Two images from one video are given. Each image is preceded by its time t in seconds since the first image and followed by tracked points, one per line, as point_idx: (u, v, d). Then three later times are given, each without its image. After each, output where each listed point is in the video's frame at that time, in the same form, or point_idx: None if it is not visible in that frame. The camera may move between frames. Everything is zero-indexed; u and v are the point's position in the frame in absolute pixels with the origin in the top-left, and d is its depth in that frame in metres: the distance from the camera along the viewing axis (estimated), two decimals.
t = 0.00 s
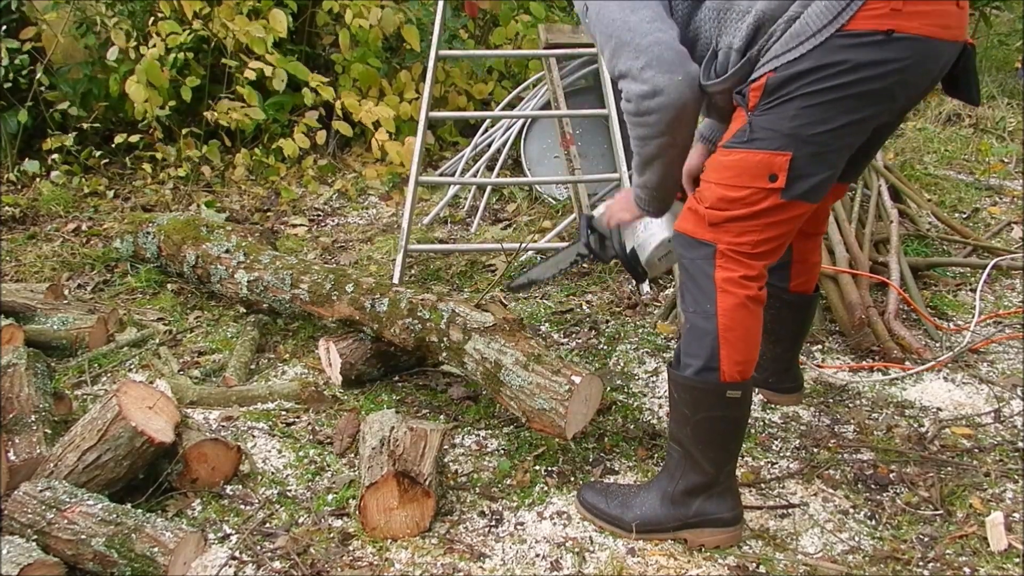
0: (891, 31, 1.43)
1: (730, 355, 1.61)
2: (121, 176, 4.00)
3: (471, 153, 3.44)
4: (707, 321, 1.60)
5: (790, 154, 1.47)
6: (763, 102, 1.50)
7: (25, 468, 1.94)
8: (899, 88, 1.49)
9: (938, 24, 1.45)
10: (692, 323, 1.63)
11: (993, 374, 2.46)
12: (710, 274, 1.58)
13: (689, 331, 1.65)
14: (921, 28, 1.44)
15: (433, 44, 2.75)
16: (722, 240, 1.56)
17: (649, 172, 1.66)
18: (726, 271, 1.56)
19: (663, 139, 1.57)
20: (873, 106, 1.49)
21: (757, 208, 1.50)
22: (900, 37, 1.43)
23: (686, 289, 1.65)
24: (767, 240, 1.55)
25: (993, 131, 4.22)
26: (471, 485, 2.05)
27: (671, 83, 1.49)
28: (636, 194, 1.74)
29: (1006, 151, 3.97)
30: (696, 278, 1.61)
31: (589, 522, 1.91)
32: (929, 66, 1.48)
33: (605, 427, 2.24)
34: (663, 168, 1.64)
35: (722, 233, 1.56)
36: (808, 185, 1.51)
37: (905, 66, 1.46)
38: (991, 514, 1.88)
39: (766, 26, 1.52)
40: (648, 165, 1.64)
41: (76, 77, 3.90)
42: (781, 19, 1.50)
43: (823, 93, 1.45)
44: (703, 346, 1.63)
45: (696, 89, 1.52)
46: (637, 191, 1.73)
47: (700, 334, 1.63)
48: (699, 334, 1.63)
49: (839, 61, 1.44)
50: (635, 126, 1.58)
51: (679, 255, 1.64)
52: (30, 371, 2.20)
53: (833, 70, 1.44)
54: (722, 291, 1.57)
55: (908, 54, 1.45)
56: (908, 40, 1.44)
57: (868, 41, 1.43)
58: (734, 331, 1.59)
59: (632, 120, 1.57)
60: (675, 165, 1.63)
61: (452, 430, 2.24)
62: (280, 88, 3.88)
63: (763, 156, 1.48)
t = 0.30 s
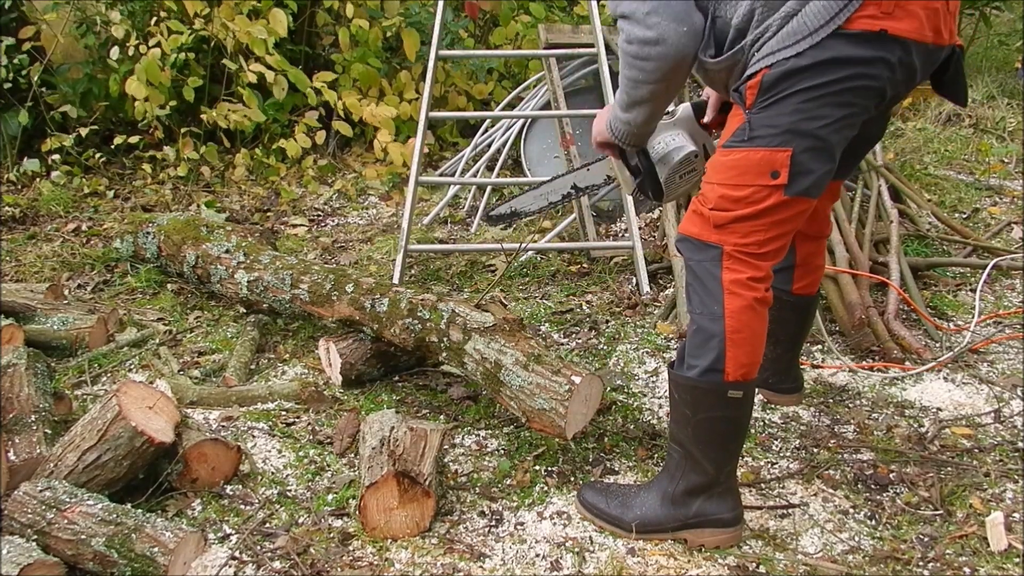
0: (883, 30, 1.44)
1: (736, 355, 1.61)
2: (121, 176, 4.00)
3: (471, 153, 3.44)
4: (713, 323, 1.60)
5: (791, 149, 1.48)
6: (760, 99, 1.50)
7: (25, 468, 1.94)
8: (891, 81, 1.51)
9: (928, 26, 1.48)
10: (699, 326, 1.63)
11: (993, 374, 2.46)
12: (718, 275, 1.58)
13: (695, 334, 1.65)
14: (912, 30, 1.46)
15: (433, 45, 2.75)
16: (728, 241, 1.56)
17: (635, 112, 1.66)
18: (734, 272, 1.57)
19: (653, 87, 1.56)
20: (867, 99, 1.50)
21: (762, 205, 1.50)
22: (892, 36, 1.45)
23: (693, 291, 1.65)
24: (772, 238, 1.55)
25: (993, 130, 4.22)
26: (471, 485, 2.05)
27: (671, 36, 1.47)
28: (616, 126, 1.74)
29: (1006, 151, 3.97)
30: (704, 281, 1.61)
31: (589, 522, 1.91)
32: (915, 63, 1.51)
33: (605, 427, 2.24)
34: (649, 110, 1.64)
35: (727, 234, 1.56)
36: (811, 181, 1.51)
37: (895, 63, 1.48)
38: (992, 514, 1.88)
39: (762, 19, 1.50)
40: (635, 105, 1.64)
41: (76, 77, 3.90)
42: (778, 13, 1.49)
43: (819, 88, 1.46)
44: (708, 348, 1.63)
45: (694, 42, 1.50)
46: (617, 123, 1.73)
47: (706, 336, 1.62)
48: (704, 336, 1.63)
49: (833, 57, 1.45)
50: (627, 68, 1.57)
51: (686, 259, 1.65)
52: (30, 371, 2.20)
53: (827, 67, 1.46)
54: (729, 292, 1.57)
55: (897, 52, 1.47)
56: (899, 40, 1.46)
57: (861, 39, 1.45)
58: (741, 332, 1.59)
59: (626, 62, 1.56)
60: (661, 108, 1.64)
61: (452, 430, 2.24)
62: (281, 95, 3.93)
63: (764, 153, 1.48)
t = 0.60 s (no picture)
0: (882, 38, 1.46)
1: (739, 353, 1.61)
2: (121, 176, 4.00)
3: (471, 153, 3.45)
4: (717, 322, 1.60)
5: (793, 149, 1.48)
6: (762, 99, 1.51)
7: (25, 469, 1.94)
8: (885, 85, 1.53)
9: (921, 38, 1.51)
10: (703, 325, 1.63)
11: (993, 374, 2.46)
12: (722, 275, 1.57)
13: (697, 333, 1.65)
14: (907, 41, 1.49)
15: (433, 45, 2.75)
16: (731, 240, 1.56)
17: (638, 88, 1.62)
18: (738, 272, 1.56)
19: (662, 57, 1.53)
20: (863, 102, 1.52)
21: (765, 205, 1.50)
22: (890, 44, 1.47)
23: (695, 292, 1.64)
24: (774, 236, 1.55)
25: (993, 130, 4.21)
26: (471, 485, 2.05)
27: None
28: (616, 106, 1.71)
29: (1006, 151, 3.96)
30: (707, 281, 1.60)
31: (589, 523, 1.91)
32: (907, 72, 1.55)
33: (605, 427, 2.24)
34: (654, 84, 1.60)
35: (731, 233, 1.56)
36: (812, 179, 1.51)
37: (890, 69, 1.51)
38: (991, 514, 1.88)
39: (767, 15, 1.50)
40: (639, 79, 1.60)
41: (76, 77, 3.91)
42: (783, 12, 1.48)
43: (819, 90, 1.47)
44: (710, 346, 1.63)
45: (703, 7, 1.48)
46: (618, 102, 1.69)
47: (709, 335, 1.62)
48: (706, 335, 1.63)
49: (834, 62, 1.46)
50: (635, 37, 1.53)
51: (688, 259, 1.64)
52: (30, 371, 2.20)
53: (827, 71, 1.47)
54: (734, 291, 1.57)
55: (892, 60, 1.50)
56: (895, 48, 1.48)
57: (860, 45, 1.46)
58: (744, 331, 1.59)
59: (632, 29, 1.53)
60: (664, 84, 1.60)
61: (452, 430, 2.24)
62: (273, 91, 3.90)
63: (766, 152, 1.48)
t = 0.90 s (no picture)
0: (890, 48, 1.57)
1: (752, 339, 1.63)
2: (121, 176, 4.00)
3: (471, 153, 3.45)
4: (735, 310, 1.63)
5: (810, 142, 1.55)
6: (780, 95, 1.57)
7: (25, 469, 1.94)
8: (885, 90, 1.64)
9: (916, 51, 1.64)
10: (719, 313, 1.66)
11: (993, 374, 2.46)
12: (741, 264, 1.61)
13: (711, 321, 1.68)
14: (907, 53, 1.62)
15: (433, 44, 2.75)
16: (751, 231, 1.60)
17: (649, 87, 1.62)
18: (757, 262, 1.61)
19: (677, 49, 1.54)
20: (868, 103, 1.62)
21: (783, 195, 1.56)
22: (895, 54, 1.59)
23: (711, 282, 1.67)
24: (788, 228, 1.61)
25: (993, 130, 4.21)
26: (471, 485, 2.05)
27: None
28: (620, 113, 1.71)
29: (1006, 151, 3.96)
30: (725, 270, 1.64)
31: (589, 523, 1.91)
32: (902, 84, 1.67)
33: (605, 427, 2.24)
34: (666, 80, 1.60)
35: (750, 224, 1.61)
36: (824, 174, 1.58)
37: (892, 75, 1.62)
38: (991, 514, 1.88)
39: (788, 16, 1.56)
40: (651, 76, 1.60)
41: (76, 77, 3.91)
42: (802, 15, 1.55)
43: (834, 88, 1.56)
44: (723, 333, 1.65)
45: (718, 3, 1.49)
46: (624, 108, 1.69)
47: (725, 322, 1.65)
48: (720, 322, 1.66)
49: (850, 65, 1.55)
50: (649, 29, 1.54)
51: (704, 251, 1.68)
52: (30, 371, 2.20)
53: (842, 73, 1.55)
54: (753, 280, 1.60)
55: (894, 69, 1.61)
56: (898, 59, 1.60)
57: (871, 53, 1.56)
58: (761, 320, 1.62)
59: (648, 24, 1.54)
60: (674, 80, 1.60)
61: (452, 430, 2.24)
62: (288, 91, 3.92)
63: (786, 145, 1.54)
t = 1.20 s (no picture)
0: (890, 34, 1.73)
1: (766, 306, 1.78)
2: (121, 176, 4.00)
3: (471, 153, 3.45)
4: (749, 283, 1.76)
5: (816, 121, 1.66)
6: (792, 73, 1.65)
7: (25, 468, 1.94)
8: (880, 74, 1.78)
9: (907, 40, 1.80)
10: (730, 283, 1.78)
11: (993, 374, 2.46)
12: (749, 238, 1.73)
13: (723, 292, 1.80)
14: (901, 40, 1.77)
15: (433, 44, 2.75)
16: (757, 206, 1.71)
17: (711, 20, 1.67)
18: (763, 235, 1.73)
19: None
20: (865, 84, 1.75)
21: (789, 172, 1.67)
22: (892, 41, 1.74)
23: (720, 254, 1.79)
24: (789, 202, 1.73)
25: (993, 130, 4.21)
26: (470, 485, 2.05)
27: None
28: (675, 44, 1.74)
29: (1005, 151, 3.96)
30: (733, 243, 1.75)
31: (589, 522, 1.91)
32: (888, 75, 1.82)
33: (605, 426, 2.24)
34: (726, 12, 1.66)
35: (756, 199, 1.71)
36: (824, 151, 1.70)
37: (887, 60, 1.77)
38: (991, 514, 1.88)
39: None
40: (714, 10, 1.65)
41: (76, 77, 3.91)
42: None
43: (840, 69, 1.67)
44: (742, 306, 1.78)
45: None
46: (681, 39, 1.72)
47: (741, 295, 1.77)
48: (733, 292, 1.78)
49: (856, 48, 1.68)
50: None
51: (711, 221, 1.78)
52: (30, 371, 2.20)
53: (847, 54, 1.67)
54: (763, 252, 1.73)
55: (889, 54, 1.76)
56: (894, 45, 1.75)
57: (875, 37, 1.70)
58: (773, 288, 1.77)
59: None
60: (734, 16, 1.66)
61: (452, 430, 2.25)
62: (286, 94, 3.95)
63: (795, 124, 1.64)
